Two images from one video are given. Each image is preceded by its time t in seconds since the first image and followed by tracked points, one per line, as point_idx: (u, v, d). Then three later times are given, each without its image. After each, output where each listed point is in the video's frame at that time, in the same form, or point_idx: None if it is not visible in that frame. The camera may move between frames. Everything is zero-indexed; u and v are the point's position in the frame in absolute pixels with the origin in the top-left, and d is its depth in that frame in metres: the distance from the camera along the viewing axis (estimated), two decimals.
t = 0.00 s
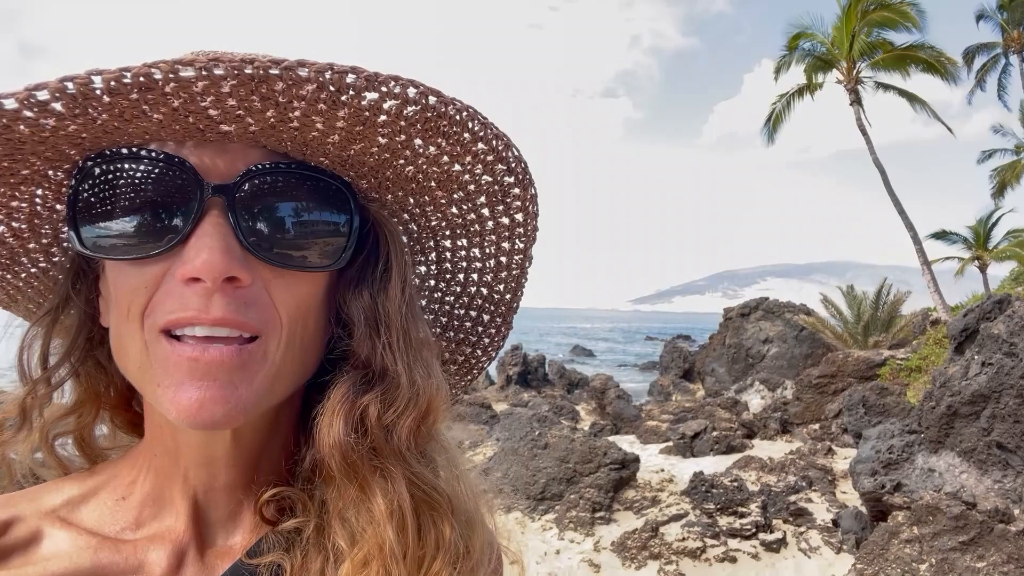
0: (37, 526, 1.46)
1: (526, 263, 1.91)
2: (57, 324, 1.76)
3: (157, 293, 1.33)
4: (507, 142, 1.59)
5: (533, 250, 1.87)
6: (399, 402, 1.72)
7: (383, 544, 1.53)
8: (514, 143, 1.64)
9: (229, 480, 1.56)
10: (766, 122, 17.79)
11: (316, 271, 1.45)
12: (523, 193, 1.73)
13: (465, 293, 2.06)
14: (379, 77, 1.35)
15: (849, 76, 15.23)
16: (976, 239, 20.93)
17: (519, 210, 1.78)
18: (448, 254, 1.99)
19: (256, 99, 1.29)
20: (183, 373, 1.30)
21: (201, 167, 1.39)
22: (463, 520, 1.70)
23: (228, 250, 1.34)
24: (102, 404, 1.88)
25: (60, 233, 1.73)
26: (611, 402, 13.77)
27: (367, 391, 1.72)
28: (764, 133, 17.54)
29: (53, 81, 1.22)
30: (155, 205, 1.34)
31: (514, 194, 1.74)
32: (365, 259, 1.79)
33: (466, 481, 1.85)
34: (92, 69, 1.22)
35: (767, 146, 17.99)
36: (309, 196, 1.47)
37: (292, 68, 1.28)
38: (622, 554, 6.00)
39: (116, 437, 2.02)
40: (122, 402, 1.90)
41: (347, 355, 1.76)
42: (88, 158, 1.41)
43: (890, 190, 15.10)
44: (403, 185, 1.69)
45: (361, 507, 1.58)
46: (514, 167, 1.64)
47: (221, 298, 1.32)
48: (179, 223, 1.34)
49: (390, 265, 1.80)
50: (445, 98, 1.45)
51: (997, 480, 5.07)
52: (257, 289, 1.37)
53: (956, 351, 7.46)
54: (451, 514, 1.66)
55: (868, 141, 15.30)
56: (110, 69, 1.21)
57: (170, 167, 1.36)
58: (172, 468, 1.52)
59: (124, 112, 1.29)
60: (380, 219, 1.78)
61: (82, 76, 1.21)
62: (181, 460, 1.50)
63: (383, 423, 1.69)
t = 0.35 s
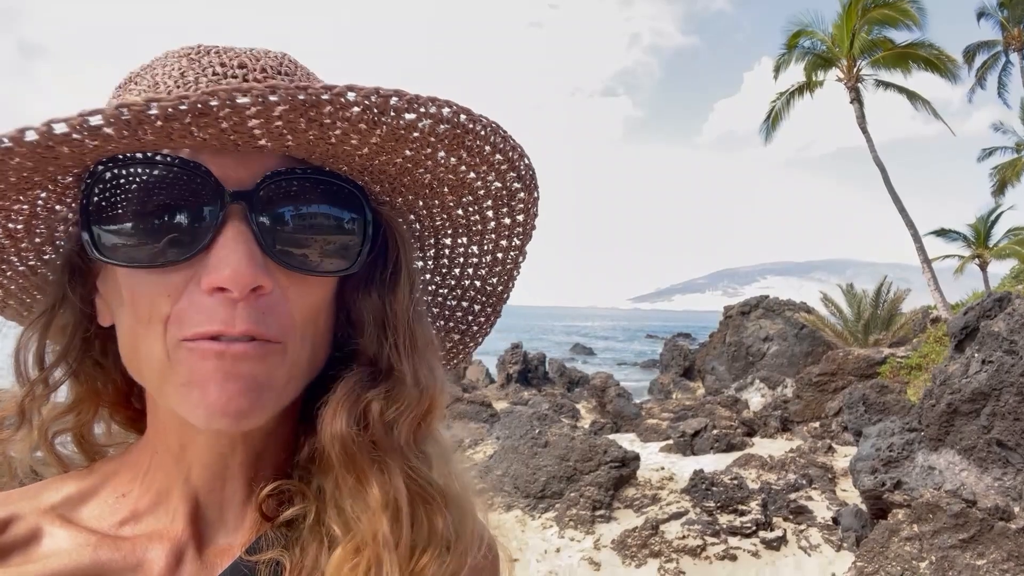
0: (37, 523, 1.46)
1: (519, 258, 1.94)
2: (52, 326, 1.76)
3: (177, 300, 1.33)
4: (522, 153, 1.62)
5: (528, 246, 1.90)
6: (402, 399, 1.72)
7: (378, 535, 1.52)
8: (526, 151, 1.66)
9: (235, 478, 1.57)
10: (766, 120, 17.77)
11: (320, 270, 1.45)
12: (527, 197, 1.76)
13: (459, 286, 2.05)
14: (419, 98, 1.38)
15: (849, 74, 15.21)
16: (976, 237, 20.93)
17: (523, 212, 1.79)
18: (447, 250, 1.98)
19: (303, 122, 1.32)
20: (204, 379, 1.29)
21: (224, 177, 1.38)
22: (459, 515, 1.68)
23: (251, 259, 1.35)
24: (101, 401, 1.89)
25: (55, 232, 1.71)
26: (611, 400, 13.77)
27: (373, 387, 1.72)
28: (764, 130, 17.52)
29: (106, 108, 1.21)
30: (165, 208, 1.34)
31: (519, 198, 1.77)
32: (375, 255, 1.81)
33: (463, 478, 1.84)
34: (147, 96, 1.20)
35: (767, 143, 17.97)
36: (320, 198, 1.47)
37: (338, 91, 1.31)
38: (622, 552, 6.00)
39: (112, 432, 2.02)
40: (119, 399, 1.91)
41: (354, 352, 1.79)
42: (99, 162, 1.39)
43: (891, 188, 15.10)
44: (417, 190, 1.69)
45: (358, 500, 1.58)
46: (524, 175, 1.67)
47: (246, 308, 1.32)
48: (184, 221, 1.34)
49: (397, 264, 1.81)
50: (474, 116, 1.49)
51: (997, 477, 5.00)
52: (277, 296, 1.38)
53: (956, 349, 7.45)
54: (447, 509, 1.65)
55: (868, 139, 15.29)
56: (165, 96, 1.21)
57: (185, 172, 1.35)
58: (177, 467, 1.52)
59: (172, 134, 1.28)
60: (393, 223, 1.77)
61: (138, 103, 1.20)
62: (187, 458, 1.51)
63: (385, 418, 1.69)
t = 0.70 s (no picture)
0: (44, 523, 1.46)
1: (530, 265, 1.92)
2: (66, 324, 1.74)
3: (172, 306, 1.34)
4: (517, 160, 1.60)
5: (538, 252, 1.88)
6: (399, 408, 1.71)
7: (375, 547, 1.52)
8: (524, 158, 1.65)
9: (240, 480, 1.57)
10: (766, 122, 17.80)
11: (324, 278, 1.45)
12: (530, 204, 1.74)
13: (469, 290, 2.06)
14: (394, 111, 1.35)
15: (850, 77, 15.22)
16: (975, 240, 20.94)
17: (527, 218, 1.78)
18: (454, 255, 1.99)
19: (272, 137, 1.30)
20: (198, 382, 1.31)
21: (213, 183, 1.38)
22: (460, 523, 1.68)
23: (240, 270, 1.34)
24: (108, 398, 1.89)
25: (69, 235, 1.72)
26: (611, 401, 13.77)
27: (367, 398, 1.71)
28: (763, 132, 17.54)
29: (68, 128, 1.24)
30: (164, 216, 1.35)
31: (522, 205, 1.75)
32: (374, 263, 1.79)
33: (467, 482, 1.85)
34: (106, 117, 1.22)
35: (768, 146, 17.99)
36: (317, 206, 1.46)
37: (308, 106, 1.28)
38: (621, 554, 6.00)
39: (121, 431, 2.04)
40: (127, 397, 1.91)
41: (351, 360, 1.77)
42: (97, 170, 1.40)
43: (890, 192, 15.12)
44: (413, 197, 1.69)
45: (355, 509, 1.57)
46: (523, 182, 1.65)
47: (234, 315, 1.32)
48: (191, 221, 1.34)
49: (397, 269, 1.80)
50: (458, 125, 1.46)
51: (996, 481, 5.07)
52: (269, 303, 1.37)
53: (956, 353, 7.46)
54: (447, 517, 1.65)
55: (868, 142, 15.31)
56: (126, 116, 1.22)
57: (179, 182, 1.35)
58: (182, 470, 1.52)
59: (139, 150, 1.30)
60: (390, 230, 1.77)
61: (97, 124, 1.22)
62: (190, 461, 1.51)
63: (382, 428, 1.69)
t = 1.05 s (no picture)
0: (50, 519, 1.47)
1: (533, 264, 1.93)
2: (78, 318, 1.75)
3: (173, 299, 1.34)
4: (515, 154, 1.62)
5: (541, 251, 1.88)
6: (397, 405, 1.72)
7: (374, 545, 1.52)
8: (523, 153, 1.66)
9: (244, 476, 1.57)
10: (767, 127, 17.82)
11: (326, 272, 1.46)
12: (531, 201, 1.75)
13: (474, 290, 2.07)
14: (386, 101, 1.36)
15: (851, 83, 15.24)
16: (976, 246, 20.95)
17: (528, 216, 1.79)
18: (457, 254, 1.99)
19: (266, 126, 1.31)
20: (197, 374, 1.31)
21: (214, 177, 1.39)
22: (460, 520, 1.68)
23: (240, 260, 1.35)
24: (116, 393, 1.89)
25: (80, 232, 1.72)
26: (610, 405, 13.76)
27: (366, 394, 1.71)
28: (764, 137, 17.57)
29: (65, 114, 1.27)
30: (170, 211, 1.35)
31: (522, 202, 1.76)
32: (374, 260, 1.79)
33: (468, 481, 1.85)
34: (101, 103, 1.24)
35: (769, 151, 18.01)
36: (319, 200, 1.47)
37: (299, 95, 1.29)
38: (619, 557, 5.99)
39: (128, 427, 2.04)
40: (135, 393, 1.92)
41: (352, 356, 1.77)
42: (105, 165, 1.42)
43: (891, 197, 15.13)
44: (412, 193, 1.70)
45: (351, 505, 1.58)
46: (522, 177, 1.66)
47: (234, 306, 1.32)
48: (195, 219, 1.35)
49: (398, 267, 1.80)
50: (453, 116, 1.47)
51: (995, 488, 5.06)
52: (268, 296, 1.37)
53: (956, 358, 7.45)
54: (446, 514, 1.65)
55: (869, 148, 15.33)
56: (120, 102, 1.24)
57: (183, 177, 1.36)
58: (185, 466, 1.53)
59: (136, 139, 1.32)
60: (390, 225, 1.77)
61: (92, 111, 1.24)
62: (194, 455, 1.52)
63: (381, 424, 1.69)
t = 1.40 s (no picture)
0: (44, 524, 1.47)
1: (534, 271, 1.91)
2: (70, 319, 1.75)
3: (168, 300, 1.34)
4: (519, 158, 1.61)
5: (541, 258, 1.87)
6: (394, 412, 1.71)
7: (367, 555, 1.51)
8: (526, 158, 1.65)
9: (238, 480, 1.57)
10: (769, 126, 17.79)
11: (325, 276, 1.45)
12: (533, 206, 1.74)
13: (473, 297, 2.05)
14: (390, 97, 1.36)
15: (853, 81, 15.20)
16: (978, 246, 20.93)
17: (530, 222, 1.78)
18: (457, 260, 1.99)
19: (267, 119, 1.31)
20: (190, 377, 1.29)
21: (213, 174, 1.38)
22: (455, 530, 1.67)
23: (238, 259, 1.34)
24: (111, 396, 1.89)
25: (73, 229, 1.72)
26: (610, 403, 13.76)
27: (362, 399, 1.71)
28: (769, 137, 17.52)
29: (63, 100, 1.26)
30: (166, 209, 1.35)
31: (524, 207, 1.75)
32: (374, 263, 1.79)
33: (465, 490, 1.85)
34: (102, 90, 1.24)
35: (771, 149, 17.98)
36: (318, 201, 1.46)
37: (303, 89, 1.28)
38: (619, 556, 6.00)
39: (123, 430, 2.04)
40: (130, 395, 1.91)
41: (349, 361, 1.77)
42: (101, 160, 1.41)
43: (893, 197, 15.11)
44: (413, 195, 1.69)
45: (345, 514, 1.57)
46: (524, 182, 1.65)
47: (230, 309, 1.31)
48: (192, 220, 1.34)
49: (398, 271, 1.79)
50: (457, 117, 1.46)
51: (996, 488, 5.11)
52: (265, 300, 1.37)
53: (956, 359, 7.44)
54: (440, 524, 1.64)
55: (871, 147, 15.30)
56: (121, 89, 1.23)
57: (182, 174, 1.36)
58: (179, 469, 1.53)
59: (135, 129, 1.31)
60: (389, 227, 1.77)
61: (93, 96, 1.23)
62: (189, 459, 1.51)
63: (377, 431, 1.69)
